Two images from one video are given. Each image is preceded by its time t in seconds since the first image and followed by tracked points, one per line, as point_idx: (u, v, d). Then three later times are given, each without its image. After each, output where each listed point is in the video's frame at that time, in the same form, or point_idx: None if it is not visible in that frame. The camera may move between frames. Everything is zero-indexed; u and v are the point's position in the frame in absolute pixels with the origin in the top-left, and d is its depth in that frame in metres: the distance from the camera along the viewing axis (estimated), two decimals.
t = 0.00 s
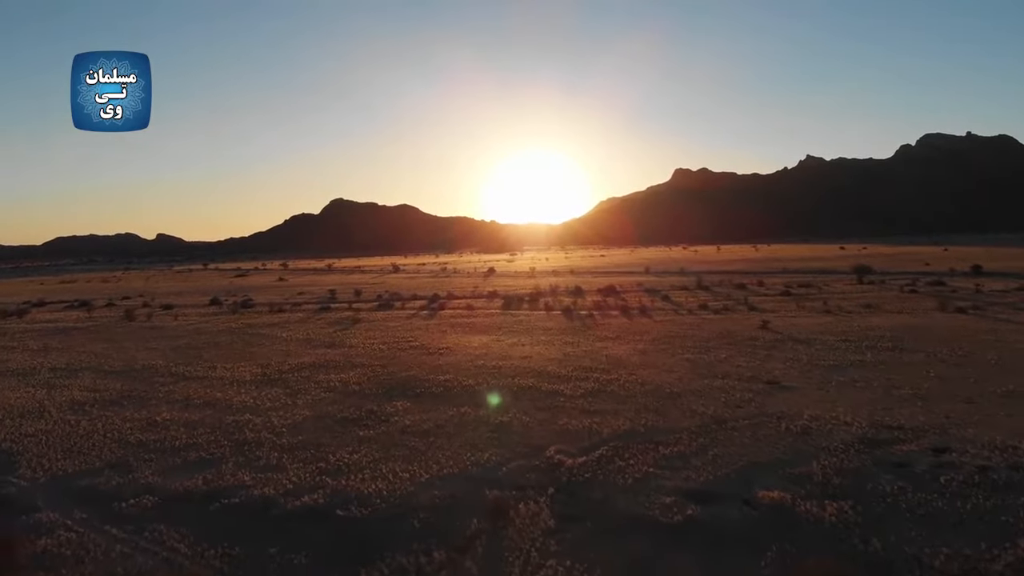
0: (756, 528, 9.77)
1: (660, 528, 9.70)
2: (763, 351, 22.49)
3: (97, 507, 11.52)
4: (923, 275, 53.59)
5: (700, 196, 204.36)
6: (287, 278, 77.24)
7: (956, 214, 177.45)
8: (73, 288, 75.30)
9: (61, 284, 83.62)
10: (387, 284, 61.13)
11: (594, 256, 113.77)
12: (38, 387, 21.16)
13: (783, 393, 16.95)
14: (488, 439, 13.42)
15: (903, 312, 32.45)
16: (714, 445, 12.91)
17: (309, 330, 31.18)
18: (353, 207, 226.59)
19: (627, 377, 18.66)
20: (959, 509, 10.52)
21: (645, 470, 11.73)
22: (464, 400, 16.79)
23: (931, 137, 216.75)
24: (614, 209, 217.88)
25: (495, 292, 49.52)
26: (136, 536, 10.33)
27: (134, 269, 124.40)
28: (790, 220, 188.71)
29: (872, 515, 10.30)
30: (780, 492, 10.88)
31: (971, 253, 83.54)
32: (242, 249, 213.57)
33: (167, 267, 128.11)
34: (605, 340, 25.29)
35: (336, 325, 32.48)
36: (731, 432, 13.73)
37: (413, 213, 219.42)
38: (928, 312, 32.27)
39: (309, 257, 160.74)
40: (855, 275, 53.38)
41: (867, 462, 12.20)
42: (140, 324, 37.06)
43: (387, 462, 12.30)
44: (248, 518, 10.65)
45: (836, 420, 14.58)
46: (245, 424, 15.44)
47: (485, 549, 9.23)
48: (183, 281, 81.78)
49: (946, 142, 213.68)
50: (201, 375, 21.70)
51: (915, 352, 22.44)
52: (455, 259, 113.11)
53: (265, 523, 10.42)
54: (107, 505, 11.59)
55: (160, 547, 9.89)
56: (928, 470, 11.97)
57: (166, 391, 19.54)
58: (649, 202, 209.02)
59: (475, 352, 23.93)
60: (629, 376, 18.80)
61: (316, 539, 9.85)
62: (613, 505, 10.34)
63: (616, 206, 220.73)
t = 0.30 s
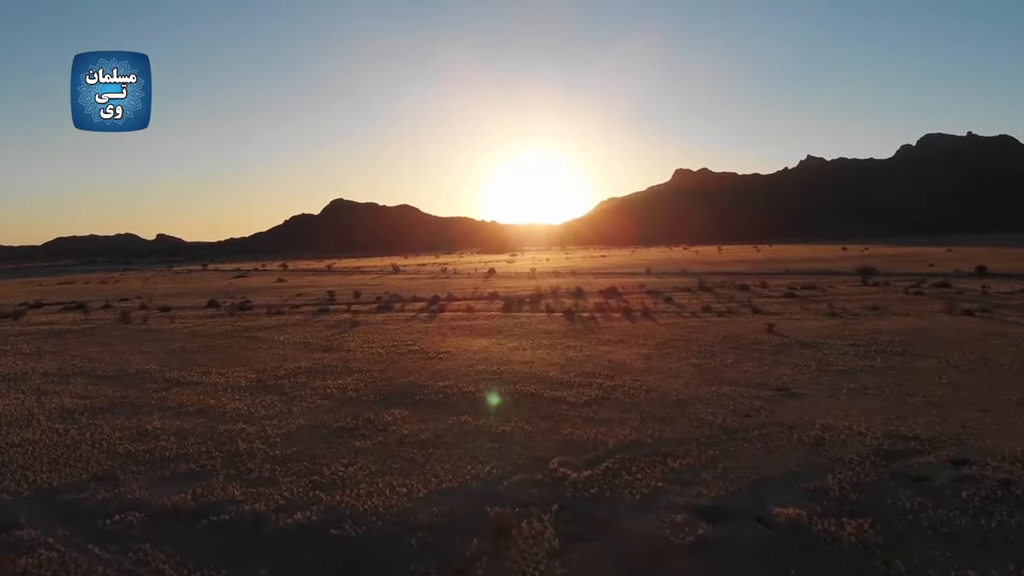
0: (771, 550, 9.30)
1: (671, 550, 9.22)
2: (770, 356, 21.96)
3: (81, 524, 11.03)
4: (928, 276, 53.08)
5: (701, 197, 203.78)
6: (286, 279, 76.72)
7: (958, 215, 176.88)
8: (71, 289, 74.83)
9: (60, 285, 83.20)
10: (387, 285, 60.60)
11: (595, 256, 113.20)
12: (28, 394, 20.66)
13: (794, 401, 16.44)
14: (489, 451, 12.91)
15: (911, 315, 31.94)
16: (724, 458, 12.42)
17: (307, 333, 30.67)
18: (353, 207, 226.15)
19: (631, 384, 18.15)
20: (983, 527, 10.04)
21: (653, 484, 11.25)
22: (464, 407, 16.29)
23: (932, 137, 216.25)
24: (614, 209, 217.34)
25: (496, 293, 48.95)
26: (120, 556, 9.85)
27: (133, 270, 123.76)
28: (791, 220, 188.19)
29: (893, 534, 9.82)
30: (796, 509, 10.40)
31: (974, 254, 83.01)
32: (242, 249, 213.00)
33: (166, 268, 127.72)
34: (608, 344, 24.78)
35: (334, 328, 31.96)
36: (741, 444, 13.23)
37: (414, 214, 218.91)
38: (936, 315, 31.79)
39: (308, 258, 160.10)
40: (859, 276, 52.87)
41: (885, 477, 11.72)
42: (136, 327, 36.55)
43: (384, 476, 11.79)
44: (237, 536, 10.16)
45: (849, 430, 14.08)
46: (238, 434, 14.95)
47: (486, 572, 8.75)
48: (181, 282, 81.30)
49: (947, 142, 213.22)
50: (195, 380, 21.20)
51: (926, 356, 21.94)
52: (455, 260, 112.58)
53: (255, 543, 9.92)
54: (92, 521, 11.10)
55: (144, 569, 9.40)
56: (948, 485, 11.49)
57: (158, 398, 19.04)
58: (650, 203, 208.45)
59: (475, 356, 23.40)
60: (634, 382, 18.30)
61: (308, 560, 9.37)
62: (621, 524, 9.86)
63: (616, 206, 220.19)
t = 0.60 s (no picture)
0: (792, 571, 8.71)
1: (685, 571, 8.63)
2: (778, 359, 21.35)
3: (59, 540, 10.43)
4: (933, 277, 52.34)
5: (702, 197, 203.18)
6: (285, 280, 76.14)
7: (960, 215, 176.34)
8: (69, 290, 74.39)
9: (57, 286, 82.70)
10: (386, 286, 60.03)
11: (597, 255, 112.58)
12: (15, 399, 20.07)
13: (806, 407, 15.84)
14: (490, 461, 12.31)
15: (919, 316, 31.33)
16: (737, 470, 11.83)
17: (304, 335, 30.07)
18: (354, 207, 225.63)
19: (637, 388, 17.53)
20: (1016, 545, 9.44)
21: (663, 498, 10.67)
22: (464, 414, 15.68)
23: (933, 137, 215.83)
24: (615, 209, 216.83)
25: (496, 294, 48.41)
26: None
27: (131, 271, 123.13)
28: (793, 220, 187.64)
29: (920, 553, 9.23)
30: (816, 526, 9.81)
31: (977, 254, 82.53)
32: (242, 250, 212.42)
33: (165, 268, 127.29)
34: (611, 347, 24.18)
35: (332, 330, 31.35)
36: (755, 454, 12.66)
37: (413, 214, 218.37)
38: (944, 316, 31.18)
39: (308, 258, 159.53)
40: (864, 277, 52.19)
41: (908, 491, 11.13)
42: (130, 329, 35.97)
43: (380, 489, 11.22)
44: (222, 554, 9.56)
45: (866, 439, 13.51)
46: (228, 443, 14.35)
47: None
48: (180, 283, 80.75)
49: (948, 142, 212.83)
50: (187, 385, 20.59)
51: (938, 360, 21.35)
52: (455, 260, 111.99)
53: (242, 562, 9.33)
54: (70, 538, 10.49)
55: None
56: (975, 498, 10.90)
57: (148, 403, 18.44)
58: (651, 203, 207.85)
59: (475, 359, 22.79)
60: (639, 387, 17.69)
61: None
62: (631, 543, 9.27)
63: (617, 206, 219.57)
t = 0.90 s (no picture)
0: None
1: None
2: (787, 363, 20.79)
3: (35, 558, 9.86)
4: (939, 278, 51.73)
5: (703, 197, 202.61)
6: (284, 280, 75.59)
7: (961, 215, 175.81)
8: (66, 290, 73.83)
9: (55, 287, 82.14)
10: (386, 287, 59.50)
11: (598, 256, 111.96)
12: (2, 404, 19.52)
13: (819, 415, 15.29)
14: (491, 473, 11.76)
15: (927, 318, 30.78)
16: (751, 482, 11.29)
17: (301, 337, 29.52)
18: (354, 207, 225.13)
19: (643, 394, 16.99)
20: None
21: (675, 513, 10.13)
22: (464, 420, 15.13)
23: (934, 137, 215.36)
24: (616, 209, 216.14)
25: (497, 295, 47.88)
26: None
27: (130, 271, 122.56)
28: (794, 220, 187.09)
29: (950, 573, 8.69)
30: (836, 544, 9.27)
31: (980, 254, 82.07)
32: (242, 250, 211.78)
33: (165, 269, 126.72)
34: (615, 350, 23.65)
35: (330, 332, 30.80)
36: (768, 464, 12.11)
37: (414, 214, 217.86)
38: (953, 319, 30.62)
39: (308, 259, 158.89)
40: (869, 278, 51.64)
41: (931, 506, 10.59)
42: (126, 331, 35.43)
43: (375, 503, 10.66)
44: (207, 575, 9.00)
45: (884, 448, 12.97)
46: (219, 452, 13.79)
47: None
48: (178, 283, 80.20)
49: (949, 142, 212.53)
50: (179, 390, 20.02)
51: (951, 364, 20.81)
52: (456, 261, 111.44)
53: None
54: (47, 556, 9.93)
55: None
56: (1002, 513, 10.36)
57: (138, 409, 17.89)
58: (651, 203, 207.25)
59: (476, 363, 22.24)
60: (645, 393, 17.15)
61: None
62: (642, 563, 8.71)
63: (618, 206, 218.96)
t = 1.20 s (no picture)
0: None
1: None
2: (797, 368, 20.12)
3: None
4: (946, 279, 51.10)
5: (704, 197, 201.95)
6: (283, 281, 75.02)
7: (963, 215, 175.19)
8: (62, 292, 73.17)
9: (52, 288, 81.33)
10: (385, 288, 58.78)
11: (599, 256, 111.28)
12: None
13: (836, 424, 14.63)
14: (493, 489, 11.10)
15: (938, 321, 30.12)
16: (769, 499, 10.63)
17: (298, 341, 28.85)
18: (354, 208, 224.35)
19: (651, 401, 16.29)
20: None
21: (689, 534, 9.47)
22: (464, 430, 14.47)
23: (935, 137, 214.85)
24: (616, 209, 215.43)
25: (498, 296, 47.19)
26: None
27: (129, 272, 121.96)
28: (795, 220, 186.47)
29: None
30: (865, 570, 8.61)
31: (984, 254, 81.49)
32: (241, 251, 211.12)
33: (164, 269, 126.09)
34: (620, 354, 22.98)
35: (327, 335, 30.13)
36: (786, 479, 11.49)
37: (414, 215, 217.24)
38: (964, 321, 29.95)
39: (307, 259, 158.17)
40: (874, 279, 50.99)
41: (962, 526, 9.94)
42: (119, 334, 34.70)
43: (370, 524, 10.00)
44: None
45: (906, 462, 12.34)
46: (207, 465, 13.13)
47: None
48: (176, 284, 79.62)
49: (950, 142, 212.02)
50: (170, 397, 19.34)
51: (967, 369, 20.16)
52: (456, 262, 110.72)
53: None
54: None
55: None
56: None
57: (126, 418, 17.20)
58: (652, 203, 206.59)
59: (476, 368, 21.50)
60: (652, 400, 16.49)
61: None
62: None
63: (619, 206, 218.18)
